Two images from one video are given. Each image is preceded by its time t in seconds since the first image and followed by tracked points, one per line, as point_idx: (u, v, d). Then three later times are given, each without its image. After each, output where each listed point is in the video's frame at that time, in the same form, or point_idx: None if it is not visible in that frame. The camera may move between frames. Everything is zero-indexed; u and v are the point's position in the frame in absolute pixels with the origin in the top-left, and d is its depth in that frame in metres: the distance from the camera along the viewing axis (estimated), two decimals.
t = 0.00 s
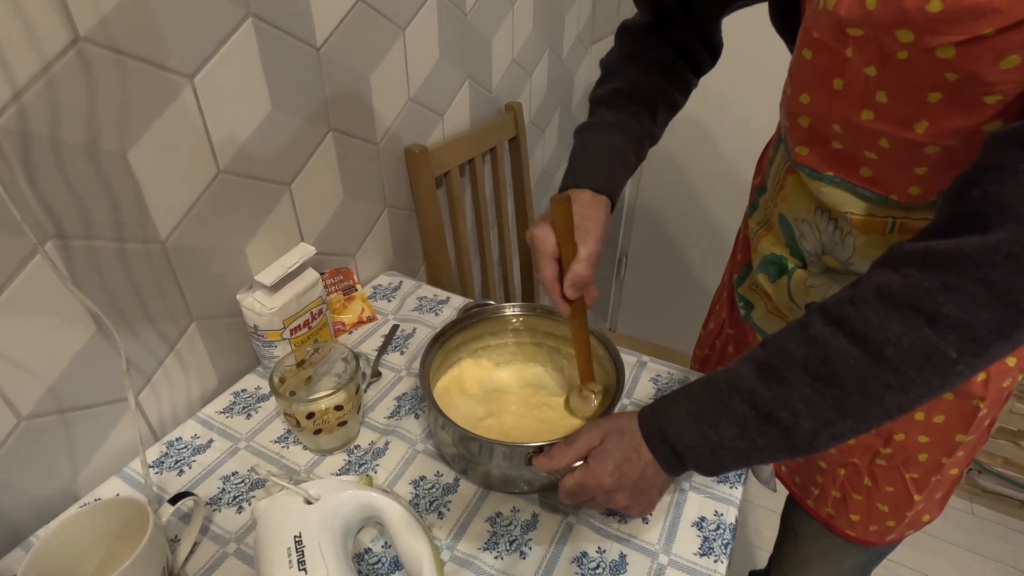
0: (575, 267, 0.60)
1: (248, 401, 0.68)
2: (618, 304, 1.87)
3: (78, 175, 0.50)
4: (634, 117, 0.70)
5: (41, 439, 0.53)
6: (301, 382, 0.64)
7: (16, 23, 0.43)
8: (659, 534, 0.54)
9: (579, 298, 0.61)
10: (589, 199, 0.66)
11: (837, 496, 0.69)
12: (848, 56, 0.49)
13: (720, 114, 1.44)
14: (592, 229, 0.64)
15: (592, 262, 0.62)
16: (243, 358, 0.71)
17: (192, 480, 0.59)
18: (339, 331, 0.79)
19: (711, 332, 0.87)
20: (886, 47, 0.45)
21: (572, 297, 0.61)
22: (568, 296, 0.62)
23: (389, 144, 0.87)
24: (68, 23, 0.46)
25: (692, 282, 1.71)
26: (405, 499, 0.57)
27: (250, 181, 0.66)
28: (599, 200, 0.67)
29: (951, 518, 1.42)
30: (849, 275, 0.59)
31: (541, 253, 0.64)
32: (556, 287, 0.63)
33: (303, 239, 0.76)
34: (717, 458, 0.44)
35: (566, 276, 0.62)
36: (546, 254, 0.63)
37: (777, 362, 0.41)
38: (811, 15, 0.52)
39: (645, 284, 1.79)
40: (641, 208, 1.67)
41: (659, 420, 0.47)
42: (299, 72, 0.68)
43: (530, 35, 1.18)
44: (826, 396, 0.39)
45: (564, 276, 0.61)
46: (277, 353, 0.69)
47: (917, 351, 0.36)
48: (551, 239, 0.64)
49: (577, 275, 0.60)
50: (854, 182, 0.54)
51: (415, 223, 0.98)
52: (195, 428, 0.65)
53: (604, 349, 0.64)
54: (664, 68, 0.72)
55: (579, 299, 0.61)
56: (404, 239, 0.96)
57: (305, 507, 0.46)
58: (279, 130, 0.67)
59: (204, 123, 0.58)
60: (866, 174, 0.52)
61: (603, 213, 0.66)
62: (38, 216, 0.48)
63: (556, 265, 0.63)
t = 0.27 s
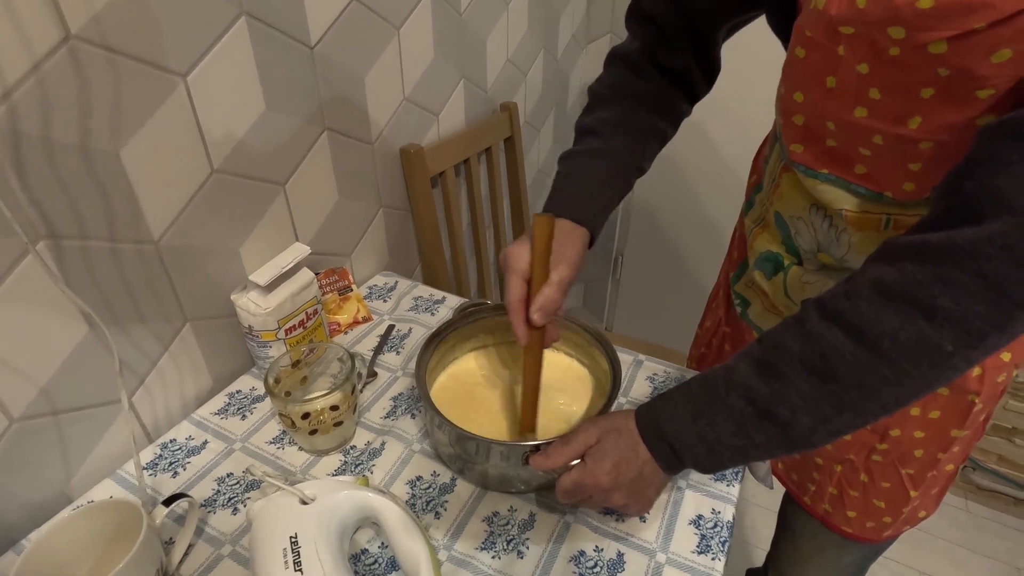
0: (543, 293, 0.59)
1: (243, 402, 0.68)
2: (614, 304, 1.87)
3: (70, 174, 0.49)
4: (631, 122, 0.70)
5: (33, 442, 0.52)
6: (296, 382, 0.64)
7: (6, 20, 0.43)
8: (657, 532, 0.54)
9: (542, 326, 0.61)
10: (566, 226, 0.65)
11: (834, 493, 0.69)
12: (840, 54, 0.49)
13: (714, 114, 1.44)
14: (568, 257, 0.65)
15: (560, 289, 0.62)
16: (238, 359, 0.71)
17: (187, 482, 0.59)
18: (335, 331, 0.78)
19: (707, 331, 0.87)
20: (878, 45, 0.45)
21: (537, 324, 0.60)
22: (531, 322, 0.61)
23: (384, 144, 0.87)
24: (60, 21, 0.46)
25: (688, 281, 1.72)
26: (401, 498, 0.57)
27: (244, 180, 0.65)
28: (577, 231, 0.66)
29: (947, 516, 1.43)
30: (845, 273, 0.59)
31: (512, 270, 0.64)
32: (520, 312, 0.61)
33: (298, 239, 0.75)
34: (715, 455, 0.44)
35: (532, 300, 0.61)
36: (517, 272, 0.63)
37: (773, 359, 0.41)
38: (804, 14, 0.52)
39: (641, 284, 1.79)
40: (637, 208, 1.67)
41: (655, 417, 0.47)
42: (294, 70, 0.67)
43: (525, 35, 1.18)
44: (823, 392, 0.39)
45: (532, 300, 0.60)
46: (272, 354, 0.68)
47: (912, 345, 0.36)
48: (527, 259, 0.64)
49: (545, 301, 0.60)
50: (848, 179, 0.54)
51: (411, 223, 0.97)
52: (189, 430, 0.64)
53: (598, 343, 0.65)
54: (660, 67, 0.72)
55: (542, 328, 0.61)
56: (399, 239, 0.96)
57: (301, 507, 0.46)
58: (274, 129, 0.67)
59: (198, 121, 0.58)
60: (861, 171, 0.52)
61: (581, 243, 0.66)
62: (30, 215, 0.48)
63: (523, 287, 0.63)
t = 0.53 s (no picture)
0: (502, 262, 0.63)
1: (245, 406, 0.69)
2: (608, 305, 1.89)
3: (74, 184, 0.50)
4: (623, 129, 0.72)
5: (40, 447, 0.53)
6: (298, 387, 0.65)
7: (14, 34, 0.44)
8: (653, 528, 0.55)
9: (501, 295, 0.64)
10: (532, 202, 0.68)
11: (826, 490, 0.71)
12: (828, 63, 0.50)
13: (705, 118, 1.46)
14: (528, 232, 0.67)
15: (520, 261, 0.65)
16: (239, 364, 0.72)
17: (192, 485, 0.59)
18: (335, 336, 0.79)
19: (700, 332, 0.89)
20: (864, 55, 0.47)
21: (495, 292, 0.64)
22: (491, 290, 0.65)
23: (381, 150, 0.88)
24: (66, 34, 0.46)
25: (681, 283, 1.74)
26: (404, 499, 0.58)
27: (245, 188, 0.66)
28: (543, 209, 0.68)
29: (937, 511, 1.45)
30: (834, 275, 0.61)
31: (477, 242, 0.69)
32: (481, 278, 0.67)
33: (298, 244, 0.76)
34: (709, 453, 0.46)
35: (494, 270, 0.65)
36: (481, 244, 0.68)
37: (765, 360, 0.43)
38: (792, 23, 0.53)
39: (635, 286, 1.81)
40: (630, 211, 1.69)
41: (652, 417, 0.48)
42: (293, 79, 0.69)
43: (518, 42, 1.20)
44: (813, 391, 0.41)
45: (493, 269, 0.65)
46: (273, 358, 0.69)
47: (897, 347, 0.37)
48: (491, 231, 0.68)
49: (501, 270, 0.63)
50: (836, 185, 0.55)
51: (407, 228, 0.99)
52: (192, 434, 0.65)
53: (595, 347, 0.66)
54: (651, 75, 0.74)
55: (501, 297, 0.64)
56: (396, 244, 0.97)
57: (307, 508, 0.47)
58: (273, 138, 0.68)
59: (200, 131, 0.59)
60: (848, 177, 0.54)
61: (545, 221, 0.68)
62: (37, 225, 0.48)
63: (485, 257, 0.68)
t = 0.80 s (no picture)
0: (548, 279, 0.66)
1: (257, 403, 0.71)
2: (602, 306, 1.92)
3: (99, 191, 0.53)
4: (617, 136, 0.76)
5: (65, 443, 0.56)
6: (309, 383, 0.68)
7: (46, 50, 0.46)
8: (650, 512, 0.59)
9: (547, 312, 0.67)
10: (566, 221, 0.71)
11: (812, 476, 0.75)
12: (804, 74, 0.53)
13: (695, 122, 1.50)
14: (569, 247, 0.70)
15: (563, 278, 0.68)
16: (250, 363, 0.74)
17: (209, 479, 0.62)
18: (341, 336, 0.82)
19: (692, 329, 0.93)
20: (835, 67, 0.50)
21: (542, 309, 0.67)
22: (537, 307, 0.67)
23: (383, 156, 0.91)
24: (94, 50, 0.49)
25: (673, 284, 1.78)
26: (413, 489, 0.61)
27: (256, 193, 0.69)
28: (578, 226, 0.72)
29: (923, 502, 1.50)
30: (815, 271, 0.65)
31: (520, 262, 0.71)
32: (527, 298, 0.69)
33: (305, 248, 0.79)
34: (701, 437, 0.49)
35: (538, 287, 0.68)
36: (524, 263, 0.71)
37: (752, 349, 0.46)
38: (768, 37, 0.56)
39: (628, 287, 1.85)
40: (623, 213, 1.72)
41: (648, 405, 0.51)
42: (301, 89, 0.71)
43: (513, 49, 1.24)
44: (796, 377, 0.44)
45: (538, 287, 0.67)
46: (285, 357, 0.72)
47: (872, 335, 0.41)
48: (532, 252, 0.72)
49: (548, 286, 0.66)
50: (816, 185, 0.59)
51: (408, 231, 1.02)
52: (207, 430, 0.68)
53: (594, 344, 0.70)
54: (643, 85, 0.78)
55: (546, 313, 0.67)
56: (398, 247, 1.00)
57: (326, 494, 0.50)
58: (282, 145, 0.71)
59: (214, 139, 0.62)
60: (826, 178, 0.58)
61: (581, 238, 0.71)
62: (65, 230, 0.51)
63: (530, 276, 0.70)
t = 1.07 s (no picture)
0: (536, 260, 0.69)
1: (265, 399, 0.74)
2: (597, 306, 1.96)
3: (118, 195, 0.56)
4: (610, 140, 0.79)
5: (85, 436, 0.58)
6: (317, 378, 0.71)
7: (70, 62, 0.49)
8: (643, 497, 0.62)
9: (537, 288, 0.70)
10: (554, 203, 0.75)
11: (797, 464, 0.78)
12: (783, 80, 0.57)
13: (686, 125, 1.54)
14: (557, 229, 0.73)
15: (550, 257, 0.71)
16: (258, 361, 0.77)
17: (222, 470, 0.65)
18: (344, 334, 0.85)
19: (683, 325, 0.96)
20: (809, 74, 0.54)
21: (531, 286, 0.70)
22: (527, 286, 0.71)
23: (384, 160, 0.94)
24: (114, 62, 0.52)
25: (666, 283, 1.82)
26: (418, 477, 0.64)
27: (263, 197, 0.72)
28: (566, 208, 0.75)
29: (910, 494, 1.54)
30: (797, 266, 0.68)
31: (509, 245, 0.76)
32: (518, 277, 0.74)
33: (310, 249, 0.82)
34: (691, 422, 0.52)
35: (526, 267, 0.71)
36: (512, 246, 0.75)
37: (737, 339, 0.50)
38: (752, 44, 0.60)
39: (622, 287, 1.88)
40: (616, 215, 1.76)
41: (640, 394, 0.55)
42: (306, 97, 0.74)
43: (508, 55, 1.27)
44: (777, 365, 0.48)
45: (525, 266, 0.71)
46: (292, 354, 0.74)
47: (846, 324, 0.44)
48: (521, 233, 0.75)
49: (535, 266, 0.69)
50: (796, 184, 0.63)
51: (408, 233, 1.05)
52: (218, 425, 0.70)
53: (590, 338, 0.73)
54: (634, 91, 0.81)
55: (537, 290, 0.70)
56: (398, 248, 1.03)
57: (337, 480, 0.53)
58: (288, 150, 0.74)
59: (225, 145, 0.65)
60: (806, 178, 0.61)
61: (567, 218, 0.75)
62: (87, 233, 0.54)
63: (519, 257, 0.74)
